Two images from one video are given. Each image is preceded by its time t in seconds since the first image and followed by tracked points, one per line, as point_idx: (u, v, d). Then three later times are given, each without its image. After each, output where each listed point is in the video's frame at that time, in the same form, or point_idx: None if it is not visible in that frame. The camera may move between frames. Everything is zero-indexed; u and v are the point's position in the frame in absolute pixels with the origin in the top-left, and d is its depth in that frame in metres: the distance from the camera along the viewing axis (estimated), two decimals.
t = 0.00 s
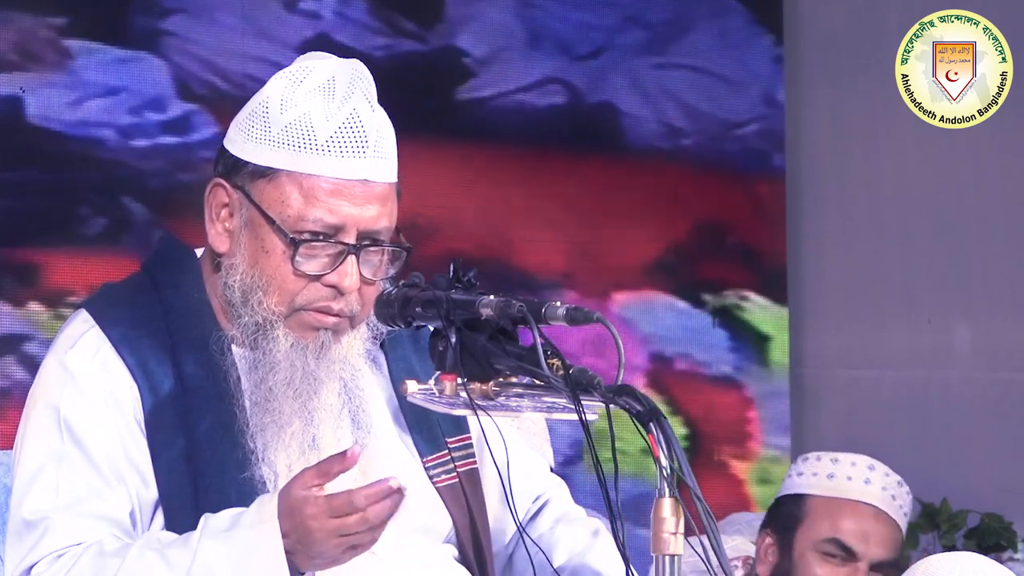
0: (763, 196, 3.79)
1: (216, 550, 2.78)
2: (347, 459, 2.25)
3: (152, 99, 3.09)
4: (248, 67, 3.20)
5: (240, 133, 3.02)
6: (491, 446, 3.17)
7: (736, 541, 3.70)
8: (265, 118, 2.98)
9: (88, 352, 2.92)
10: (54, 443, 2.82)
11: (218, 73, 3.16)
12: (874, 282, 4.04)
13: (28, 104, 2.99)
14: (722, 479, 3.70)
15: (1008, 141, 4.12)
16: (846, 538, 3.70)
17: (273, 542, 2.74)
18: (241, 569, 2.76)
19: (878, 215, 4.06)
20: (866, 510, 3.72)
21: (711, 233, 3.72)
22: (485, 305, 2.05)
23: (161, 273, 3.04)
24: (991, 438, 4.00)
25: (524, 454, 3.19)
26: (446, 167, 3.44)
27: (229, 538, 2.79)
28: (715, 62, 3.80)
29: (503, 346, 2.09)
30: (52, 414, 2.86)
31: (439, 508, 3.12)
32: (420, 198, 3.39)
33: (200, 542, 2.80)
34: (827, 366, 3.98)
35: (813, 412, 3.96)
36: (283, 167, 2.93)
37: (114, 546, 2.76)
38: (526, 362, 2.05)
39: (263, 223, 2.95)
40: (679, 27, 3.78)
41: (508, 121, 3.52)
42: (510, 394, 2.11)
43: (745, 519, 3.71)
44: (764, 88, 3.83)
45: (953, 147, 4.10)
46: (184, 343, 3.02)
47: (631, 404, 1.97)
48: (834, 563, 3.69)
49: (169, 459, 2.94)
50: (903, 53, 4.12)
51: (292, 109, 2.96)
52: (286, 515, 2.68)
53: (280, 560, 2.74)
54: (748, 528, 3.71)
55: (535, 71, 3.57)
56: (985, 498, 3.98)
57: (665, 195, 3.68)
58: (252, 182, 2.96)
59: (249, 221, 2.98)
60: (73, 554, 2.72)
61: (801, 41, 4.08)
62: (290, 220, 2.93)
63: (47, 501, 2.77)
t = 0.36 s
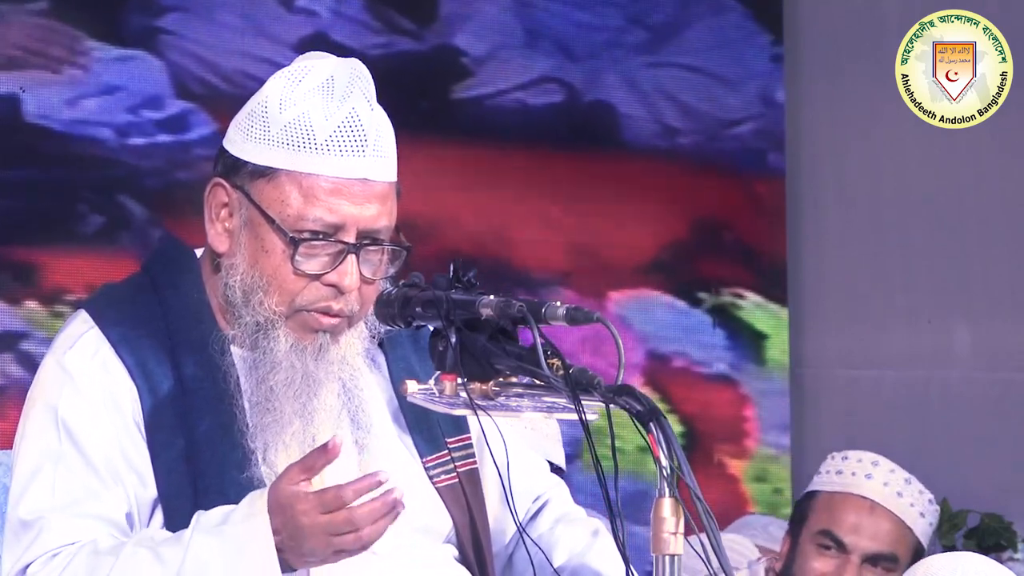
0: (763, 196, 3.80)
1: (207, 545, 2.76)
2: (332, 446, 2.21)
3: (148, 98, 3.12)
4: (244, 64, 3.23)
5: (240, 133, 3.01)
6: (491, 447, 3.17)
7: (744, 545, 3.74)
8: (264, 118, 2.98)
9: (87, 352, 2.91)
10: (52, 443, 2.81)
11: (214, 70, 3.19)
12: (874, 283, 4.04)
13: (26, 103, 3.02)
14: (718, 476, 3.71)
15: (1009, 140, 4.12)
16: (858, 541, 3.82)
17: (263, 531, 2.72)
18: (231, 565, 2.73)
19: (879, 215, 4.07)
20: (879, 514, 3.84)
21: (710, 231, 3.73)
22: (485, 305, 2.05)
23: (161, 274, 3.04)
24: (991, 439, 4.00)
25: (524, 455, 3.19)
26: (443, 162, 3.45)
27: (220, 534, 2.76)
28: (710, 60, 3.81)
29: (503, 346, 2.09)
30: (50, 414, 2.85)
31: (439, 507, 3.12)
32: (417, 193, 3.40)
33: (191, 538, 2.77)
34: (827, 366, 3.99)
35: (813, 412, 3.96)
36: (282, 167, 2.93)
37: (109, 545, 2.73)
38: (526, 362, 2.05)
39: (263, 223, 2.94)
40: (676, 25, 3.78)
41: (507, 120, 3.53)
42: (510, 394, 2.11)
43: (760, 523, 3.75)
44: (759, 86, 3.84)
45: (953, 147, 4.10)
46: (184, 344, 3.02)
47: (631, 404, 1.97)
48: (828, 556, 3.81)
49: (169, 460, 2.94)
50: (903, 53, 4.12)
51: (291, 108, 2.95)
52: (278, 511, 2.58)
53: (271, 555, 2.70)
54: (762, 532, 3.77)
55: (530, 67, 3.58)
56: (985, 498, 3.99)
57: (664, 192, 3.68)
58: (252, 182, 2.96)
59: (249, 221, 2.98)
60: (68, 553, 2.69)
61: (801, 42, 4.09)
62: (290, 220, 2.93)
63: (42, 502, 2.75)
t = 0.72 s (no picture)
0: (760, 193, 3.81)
1: (206, 552, 2.75)
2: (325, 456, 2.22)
3: (143, 92, 3.14)
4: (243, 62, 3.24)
5: (240, 133, 3.01)
6: (491, 447, 3.17)
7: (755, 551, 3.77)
8: (264, 117, 2.98)
9: (87, 352, 2.91)
10: (52, 444, 2.80)
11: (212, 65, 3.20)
12: (874, 282, 4.04)
13: (21, 97, 3.04)
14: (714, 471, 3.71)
15: (1009, 140, 4.12)
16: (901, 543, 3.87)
17: (260, 537, 2.70)
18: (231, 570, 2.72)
19: (878, 215, 4.06)
20: (923, 517, 3.89)
21: (708, 228, 3.73)
22: (485, 305, 2.05)
23: (161, 275, 3.04)
24: (992, 438, 4.00)
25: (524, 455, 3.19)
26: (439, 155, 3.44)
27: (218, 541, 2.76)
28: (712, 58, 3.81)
29: (503, 346, 2.09)
30: (49, 415, 2.84)
31: (439, 506, 3.12)
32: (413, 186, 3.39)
33: (190, 543, 2.77)
34: (827, 366, 3.99)
35: (812, 412, 3.96)
36: (282, 167, 2.93)
37: (109, 547, 2.72)
38: (526, 362, 2.05)
39: (263, 223, 2.94)
40: (673, 21, 3.78)
41: (507, 120, 3.53)
42: (510, 394, 2.11)
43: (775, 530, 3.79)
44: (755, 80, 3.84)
45: (953, 147, 4.10)
46: (183, 344, 3.01)
47: (631, 404, 1.97)
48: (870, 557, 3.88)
49: (169, 459, 2.94)
50: (903, 53, 4.13)
51: (291, 108, 2.95)
52: (279, 521, 2.62)
53: (269, 559, 2.70)
54: (777, 538, 3.80)
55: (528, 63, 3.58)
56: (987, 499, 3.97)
57: (660, 189, 3.69)
58: (251, 182, 2.96)
59: (248, 221, 2.97)
60: (68, 554, 2.69)
61: (801, 42, 4.09)
62: (290, 220, 2.93)
63: (41, 502, 2.75)
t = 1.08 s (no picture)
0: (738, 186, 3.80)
1: (210, 555, 2.81)
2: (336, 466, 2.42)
3: (118, 83, 3.08)
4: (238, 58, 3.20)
5: (239, 132, 3.01)
6: (491, 447, 3.17)
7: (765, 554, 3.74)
8: (263, 117, 2.98)
9: (86, 351, 2.91)
10: (51, 443, 2.80)
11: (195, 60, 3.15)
12: (873, 282, 4.05)
13: None
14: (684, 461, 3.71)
15: (1008, 140, 4.13)
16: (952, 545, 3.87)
17: (268, 544, 2.81)
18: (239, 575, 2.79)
19: (878, 215, 4.07)
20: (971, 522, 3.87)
21: (684, 221, 3.72)
22: (485, 305, 2.05)
23: (160, 273, 3.04)
24: (993, 438, 4.00)
25: (524, 455, 3.18)
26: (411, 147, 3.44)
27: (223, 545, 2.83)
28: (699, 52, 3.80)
29: (503, 346, 2.09)
30: (48, 413, 2.84)
31: (438, 505, 3.12)
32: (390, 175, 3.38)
33: (195, 546, 2.82)
34: (828, 366, 3.99)
35: (812, 412, 3.96)
36: (282, 166, 2.93)
37: (109, 549, 2.74)
38: (526, 361, 2.05)
39: (263, 223, 2.94)
40: (668, 18, 3.78)
41: (505, 118, 3.54)
42: (510, 394, 2.11)
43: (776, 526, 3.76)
44: (733, 71, 3.82)
45: (953, 147, 4.10)
46: (182, 342, 3.01)
47: (632, 403, 1.97)
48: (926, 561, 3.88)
49: (169, 458, 2.93)
50: (903, 53, 4.13)
51: (290, 107, 2.95)
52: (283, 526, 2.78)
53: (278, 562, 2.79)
54: (779, 535, 3.77)
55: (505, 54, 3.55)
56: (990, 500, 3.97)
57: (638, 182, 3.67)
58: (251, 181, 2.96)
59: (247, 221, 2.98)
60: (67, 555, 2.71)
61: (800, 42, 4.10)
62: (290, 219, 2.93)
63: (40, 502, 2.75)
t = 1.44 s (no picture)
0: (664, 175, 3.66)
1: (213, 548, 2.90)
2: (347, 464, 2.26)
3: (40, 74, 2.97)
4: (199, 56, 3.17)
5: (239, 131, 3.02)
6: (491, 447, 3.17)
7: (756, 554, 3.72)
8: (262, 115, 2.99)
9: (86, 349, 2.92)
10: (54, 440, 2.84)
11: (117, 49, 3.04)
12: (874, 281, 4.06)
13: None
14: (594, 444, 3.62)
15: (1009, 140, 4.12)
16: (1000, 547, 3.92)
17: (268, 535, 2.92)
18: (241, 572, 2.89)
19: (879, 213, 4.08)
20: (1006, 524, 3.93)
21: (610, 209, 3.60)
22: (485, 305, 2.05)
23: (161, 271, 3.03)
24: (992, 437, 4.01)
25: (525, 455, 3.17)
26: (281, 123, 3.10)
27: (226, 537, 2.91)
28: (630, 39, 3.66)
29: (503, 345, 2.10)
30: (49, 411, 2.86)
31: (440, 505, 3.12)
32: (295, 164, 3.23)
33: (197, 539, 2.90)
34: (828, 366, 4.01)
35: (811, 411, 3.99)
36: (281, 165, 2.95)
37: (113, 544, 2.82)
38: (526, 361, 2.06)
39: (263, 222, 2.97)
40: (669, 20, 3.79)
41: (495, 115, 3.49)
42: (510, 394, 2.10)
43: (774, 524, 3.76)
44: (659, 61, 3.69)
45: (953, 147, 4.10)
46: (183, 341, 3.01)
47: (632, 404, 1.97)
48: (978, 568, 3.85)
49: (170, 458, 2.94)
50: (903, 53, 4.13)
51: (289, 106, 2.96)
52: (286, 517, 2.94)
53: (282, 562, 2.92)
54: (778, 533, 3.76)
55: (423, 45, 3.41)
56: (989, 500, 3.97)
57: (558, 170, 3.54)
58: (251, 181, 2.98)
59: (246, 220, 3.00)
60: (71, 551, 2.78)
61: (800, 43, 4.10)
62: (289, 218, 2.96)
63: (42, 499, 2.79)
